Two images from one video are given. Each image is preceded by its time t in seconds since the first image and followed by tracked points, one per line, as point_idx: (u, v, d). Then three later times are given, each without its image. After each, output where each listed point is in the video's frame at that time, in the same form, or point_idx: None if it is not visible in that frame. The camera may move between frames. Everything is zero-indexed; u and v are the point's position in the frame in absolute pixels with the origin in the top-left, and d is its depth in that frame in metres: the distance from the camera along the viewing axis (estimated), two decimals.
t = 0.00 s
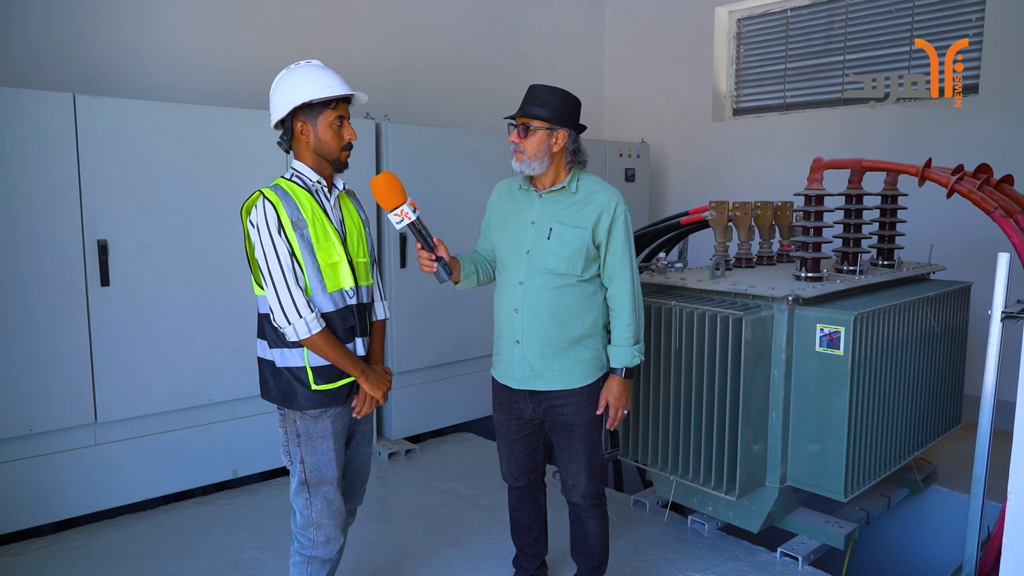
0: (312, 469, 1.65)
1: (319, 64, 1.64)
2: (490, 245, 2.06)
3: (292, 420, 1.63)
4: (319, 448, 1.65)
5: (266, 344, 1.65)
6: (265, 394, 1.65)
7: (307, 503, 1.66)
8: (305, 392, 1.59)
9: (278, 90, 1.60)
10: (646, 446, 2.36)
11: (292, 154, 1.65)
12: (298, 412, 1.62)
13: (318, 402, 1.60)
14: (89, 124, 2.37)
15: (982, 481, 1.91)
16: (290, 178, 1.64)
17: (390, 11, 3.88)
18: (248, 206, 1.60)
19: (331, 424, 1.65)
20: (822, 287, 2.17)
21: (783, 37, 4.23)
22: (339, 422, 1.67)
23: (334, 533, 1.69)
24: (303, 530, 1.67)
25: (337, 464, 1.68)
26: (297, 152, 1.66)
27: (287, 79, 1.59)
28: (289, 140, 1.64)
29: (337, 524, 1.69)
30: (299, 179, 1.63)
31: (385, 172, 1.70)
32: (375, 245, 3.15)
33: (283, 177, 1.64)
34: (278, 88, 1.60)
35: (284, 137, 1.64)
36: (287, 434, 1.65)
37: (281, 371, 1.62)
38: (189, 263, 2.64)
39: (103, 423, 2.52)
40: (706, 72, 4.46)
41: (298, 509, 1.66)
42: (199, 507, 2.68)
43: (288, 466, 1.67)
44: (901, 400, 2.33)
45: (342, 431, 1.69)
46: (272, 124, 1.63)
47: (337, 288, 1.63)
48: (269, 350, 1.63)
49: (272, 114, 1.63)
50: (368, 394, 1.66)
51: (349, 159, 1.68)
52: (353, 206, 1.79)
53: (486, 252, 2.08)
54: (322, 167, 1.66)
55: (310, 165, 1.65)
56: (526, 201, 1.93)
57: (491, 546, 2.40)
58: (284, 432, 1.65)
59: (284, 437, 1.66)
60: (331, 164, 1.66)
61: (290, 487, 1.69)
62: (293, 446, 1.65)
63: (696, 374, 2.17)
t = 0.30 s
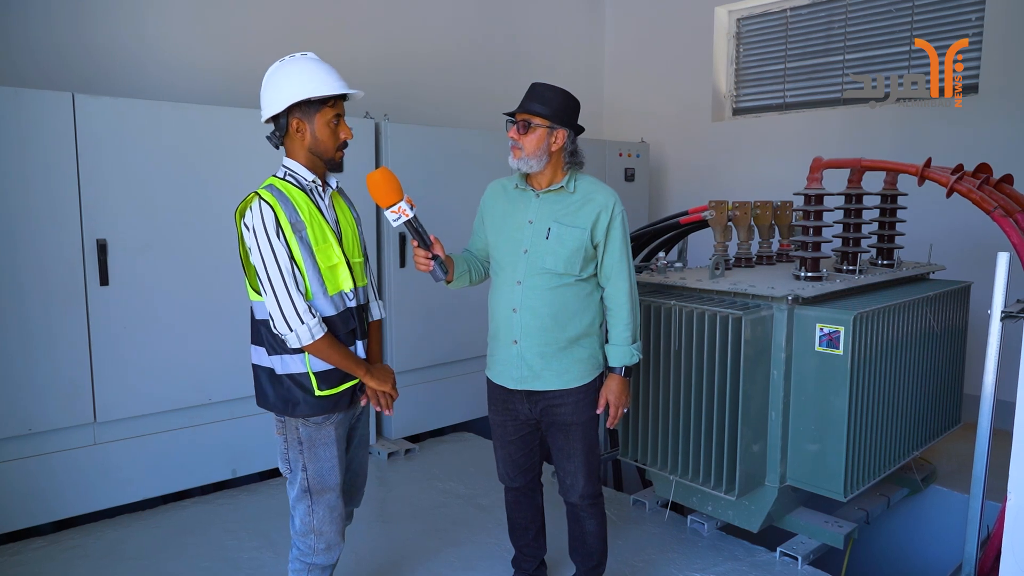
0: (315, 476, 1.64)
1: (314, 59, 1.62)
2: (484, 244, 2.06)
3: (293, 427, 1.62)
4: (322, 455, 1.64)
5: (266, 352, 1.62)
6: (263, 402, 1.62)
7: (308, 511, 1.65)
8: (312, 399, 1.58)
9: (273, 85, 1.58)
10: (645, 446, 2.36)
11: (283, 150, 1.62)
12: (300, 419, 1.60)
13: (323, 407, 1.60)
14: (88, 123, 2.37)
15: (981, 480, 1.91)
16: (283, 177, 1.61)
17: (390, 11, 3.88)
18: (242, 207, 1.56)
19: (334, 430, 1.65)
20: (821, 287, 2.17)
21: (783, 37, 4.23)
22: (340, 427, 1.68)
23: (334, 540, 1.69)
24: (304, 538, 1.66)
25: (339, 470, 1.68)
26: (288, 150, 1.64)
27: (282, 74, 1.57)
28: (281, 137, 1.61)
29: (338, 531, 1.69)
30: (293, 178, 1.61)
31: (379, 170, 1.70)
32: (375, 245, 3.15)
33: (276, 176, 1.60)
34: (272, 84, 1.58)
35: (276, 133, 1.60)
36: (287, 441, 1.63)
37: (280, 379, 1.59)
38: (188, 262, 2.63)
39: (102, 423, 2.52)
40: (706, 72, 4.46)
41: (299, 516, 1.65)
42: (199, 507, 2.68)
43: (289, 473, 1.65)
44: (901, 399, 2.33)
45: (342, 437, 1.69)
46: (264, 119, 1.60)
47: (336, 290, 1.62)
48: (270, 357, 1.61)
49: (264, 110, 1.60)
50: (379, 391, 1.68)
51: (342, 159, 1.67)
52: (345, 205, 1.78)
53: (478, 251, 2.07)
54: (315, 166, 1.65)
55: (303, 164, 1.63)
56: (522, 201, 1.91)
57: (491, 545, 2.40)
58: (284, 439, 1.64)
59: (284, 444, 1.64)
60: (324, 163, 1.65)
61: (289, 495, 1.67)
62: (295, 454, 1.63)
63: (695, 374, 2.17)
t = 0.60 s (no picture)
0: (315, 482, 1.64)
1: (308, 51, 1.61)
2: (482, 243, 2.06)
3: (293, 434, 1.61)
4: (323, 461, 1.64)
5: (264, 358, 1.61)
6: (260, 408, 1.61)
7: (308, 517, 1.64)
8: (313, 407, 1.58)
9: (270, 80, 1.57)
10: (645, 445, 2.36)
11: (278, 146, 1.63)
12: (300, 426, 1.60)
13: (323, 414, 1.59)
14: (88, 123, 2.37)
15: (982, 480, 1.91)
16: (281, 177, 1.60)
17: (390, 11, 3.88)
18: (241, 210, 1.55)
19: (334, 437, 1.65)
20: (822, 287, 2.17)
21: (783, 37, 4.23)
22: (339, 433, 1.68)
23: (333, 545, 1.69)
24: (303, 544, 1.66)
25: (339, 476, 1.68)
26: (286, 148, 1.63)
27: (277, 69, 1.56)
28: (276, 133, 1.61)
29: (337, 536, 1.69)
30: (292, 177, 1.60)
31: (377, 167, 1.69)
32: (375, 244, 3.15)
33: (274, 175, 1.59)
34: (268, 80, 1.57)
35: (271, 129, 1.61)
36: (286, 448, 1.62)
37: (280, 386, 1.57)
38: (187, 262, 2.63)
39: (101, 423, 2.52)
40: (706, 72, 4.46)
41: (298, 523, 1.65)
42: (198, 507, 2.68)
43: (287, 480, 1.64)
44: (902, 399, 2.33)
45: (342, 443, 1.69)
46: (259, 115, 1.60)
47: (337, 295, 1.62)
48: (268, 364, 1.59)
49: (260, 107, 1.59)
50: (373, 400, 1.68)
51: (340, 157, 1.67)
52: (342, 207, 1.77)
53: (475, 251, 2.07)
54: (312, 163, 1.64)
55: (302, 163, 1.62)
56: (522, 200, 1.90)
57: (491, 545, 2.40)
58: (283, 445, 1.62)
59: (282, 451, 1.62)
60: (320, 159, 1.64)
61: (287, 502, 1.66)
62: (294, 461, 1.62)
63: (695, 374, 2.17)
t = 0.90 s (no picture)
0: (316, 487, 1.64)
1: (307, 49, 1.61)
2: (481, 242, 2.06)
3: (293, 438, 1.60)
4: (323, 465, 1.64)
5: (263, 361, 1.61)
6: (259, 413, 1.60)
7: (308, 522, 1.64)
8: (312, 411, 1.57)
9: (270, 78, 1.56)
10: (646, 445, 2.36)
11: (279, 147, 1.61)
12: (300, 431, 1.59)
13: (324, 417, 1.59)
14: (89, 123, 2.37)
15: (984, 480, 1.91)
16: (282, 177, 1.59)
17: (390, 11, 3.88)
18: (242, 210, 1.53)
19: (335, 441, 1.65)
20: (823, 287, 2.17)
21: (784, 37, 4.23)
22: (340, 438, 1.68)
23: (333, 549, 1.69)
24: (303, 548, 1.66)
25: (339, 481, 1.68)
26: (286, 147, 1.62)
27: (277, 67, 1.56)
28: (278, 133, 1.60)
29: (337, 540, 1.69)
30: (293, 176, 1.60)
31: (378, 167, 1.69)
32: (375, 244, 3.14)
33: (274, 175, 1.59)
34: (269, 78, 1.56)
35: (273, 130, 1.60)
36: (286, 453, 1.62)
37: (279, 391, 1.57)
38: (188, 261, 2.63)
39: (101, 423, 2.52)
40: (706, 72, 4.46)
41: (298, 527, 1.64)
42: (199, 506, 2.68)
43: (287, 486, 1.63)
44: (903, 399, 2.32)
45: (342, 446, 1.69)
46: (260, 115, 1.59)
47: (337, 297, 1.62)
48: (267, 367, 1.59)
49: (260, 105, 1.58)
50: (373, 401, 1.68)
51: (341, 155, 1.67)
52: (341, 207, 1.77)
53: (474, 251, 2.06)
54: (314, 162, 1.64)
55: (303, 162, 1.62)
56: (522, 200, 1.90)
57: (491, 545, 2.40)
58: (282, 450, 1.62)
59: (281, 456, 1.62)
60: (322, 157, 1.64)
61: (287, 506, 1.66)
62: (294, 465, 1.62)
63: (696, 373, 2.17)
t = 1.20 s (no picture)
0: (313, 490, 1.63)
1: (303, 47, 1.61)
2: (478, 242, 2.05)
3: (289, 442, 1.60)
4: (320, 469, 1.64)
5: (258, 364, 1.60)
6: (254, 417, 1.60)
7: (305, 525, 1.64)
8: (309, 415, 1.57)
9: (268, 76, 1.55)
10: (645, 445, 2.36)
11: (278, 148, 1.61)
12: (296, 434, 1.59)
13: (320, 421, 1.59)
14: (87, 123, 2.36)
15: (983, 480, 1.90)
16: (282, 177, 1.59)
17: (390, 11, 3.88)
18: (241, 211, 1.51)
19: (331, 444, 1.65)
20: (822, 287, 2.16)
21: (783, 37, 4.22)
22: (336, 440, 1.67)
23: (331, 552, 1.69)
24: (299, 551, 1.65)
25: (336, 483, 1.68)
26: (285, 147, 1.61)
27: (274, 65, 1.55)
28: (277, 134, 1.59)
29: (333, 543, 1.69)
30: (293, 176, 1.59)
31: (378, 167, 1.69)
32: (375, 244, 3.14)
33: (273, 175, 1.58)
34: (267, 78, 1.55)
35: (272, 131, 1.59)
36: (282, 456, 1.61)
37: (275, 394, 1.57)
38: (187, 261, 2.63)
39: (100, 423, 2.52)
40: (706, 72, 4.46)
41: (295, 531, 1.64)
42: (197, 507, 2.67)
43: (283, 489, 1.63)
44: (902, 398, 2.32)
45: (339, 449, 1.69)
46: (259, 116, 1.57)
47: (336, 299, 1.62)
48: (263, 371, 1.59)
49: (258, 106, 1.57)
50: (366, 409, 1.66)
51: (339, 153, 1.67)
52: (338, 208, 1.76)
53: (472, 251, 2.06)
54: (314, 162, 1.63)
55: (302, 162, 1.61)
56: (521, 200, 1.90)
57: (491, 546, 2.40)
58: (279, 453, 1.61)
59: (278, 459, 1.61)
60: (321, 156, 1.64)
61: (283, 510, 1.66)
62: (291, 469, 1.61)
63: (695, 373, 2.17)
